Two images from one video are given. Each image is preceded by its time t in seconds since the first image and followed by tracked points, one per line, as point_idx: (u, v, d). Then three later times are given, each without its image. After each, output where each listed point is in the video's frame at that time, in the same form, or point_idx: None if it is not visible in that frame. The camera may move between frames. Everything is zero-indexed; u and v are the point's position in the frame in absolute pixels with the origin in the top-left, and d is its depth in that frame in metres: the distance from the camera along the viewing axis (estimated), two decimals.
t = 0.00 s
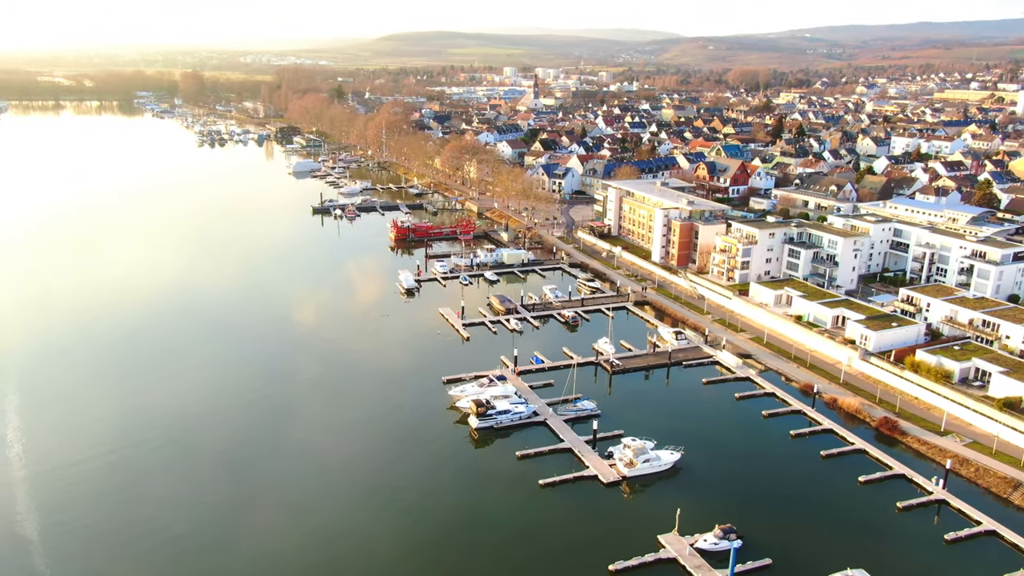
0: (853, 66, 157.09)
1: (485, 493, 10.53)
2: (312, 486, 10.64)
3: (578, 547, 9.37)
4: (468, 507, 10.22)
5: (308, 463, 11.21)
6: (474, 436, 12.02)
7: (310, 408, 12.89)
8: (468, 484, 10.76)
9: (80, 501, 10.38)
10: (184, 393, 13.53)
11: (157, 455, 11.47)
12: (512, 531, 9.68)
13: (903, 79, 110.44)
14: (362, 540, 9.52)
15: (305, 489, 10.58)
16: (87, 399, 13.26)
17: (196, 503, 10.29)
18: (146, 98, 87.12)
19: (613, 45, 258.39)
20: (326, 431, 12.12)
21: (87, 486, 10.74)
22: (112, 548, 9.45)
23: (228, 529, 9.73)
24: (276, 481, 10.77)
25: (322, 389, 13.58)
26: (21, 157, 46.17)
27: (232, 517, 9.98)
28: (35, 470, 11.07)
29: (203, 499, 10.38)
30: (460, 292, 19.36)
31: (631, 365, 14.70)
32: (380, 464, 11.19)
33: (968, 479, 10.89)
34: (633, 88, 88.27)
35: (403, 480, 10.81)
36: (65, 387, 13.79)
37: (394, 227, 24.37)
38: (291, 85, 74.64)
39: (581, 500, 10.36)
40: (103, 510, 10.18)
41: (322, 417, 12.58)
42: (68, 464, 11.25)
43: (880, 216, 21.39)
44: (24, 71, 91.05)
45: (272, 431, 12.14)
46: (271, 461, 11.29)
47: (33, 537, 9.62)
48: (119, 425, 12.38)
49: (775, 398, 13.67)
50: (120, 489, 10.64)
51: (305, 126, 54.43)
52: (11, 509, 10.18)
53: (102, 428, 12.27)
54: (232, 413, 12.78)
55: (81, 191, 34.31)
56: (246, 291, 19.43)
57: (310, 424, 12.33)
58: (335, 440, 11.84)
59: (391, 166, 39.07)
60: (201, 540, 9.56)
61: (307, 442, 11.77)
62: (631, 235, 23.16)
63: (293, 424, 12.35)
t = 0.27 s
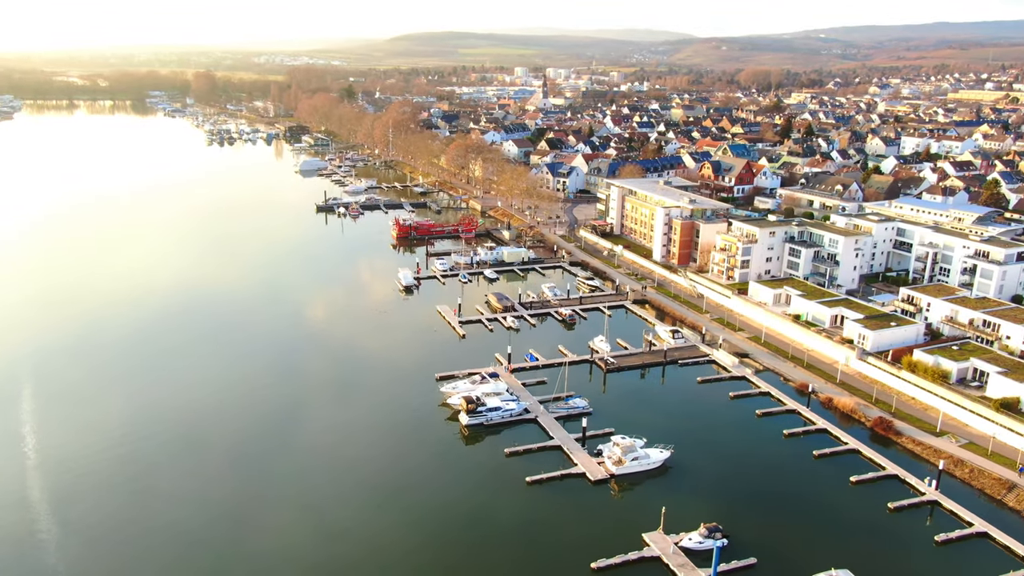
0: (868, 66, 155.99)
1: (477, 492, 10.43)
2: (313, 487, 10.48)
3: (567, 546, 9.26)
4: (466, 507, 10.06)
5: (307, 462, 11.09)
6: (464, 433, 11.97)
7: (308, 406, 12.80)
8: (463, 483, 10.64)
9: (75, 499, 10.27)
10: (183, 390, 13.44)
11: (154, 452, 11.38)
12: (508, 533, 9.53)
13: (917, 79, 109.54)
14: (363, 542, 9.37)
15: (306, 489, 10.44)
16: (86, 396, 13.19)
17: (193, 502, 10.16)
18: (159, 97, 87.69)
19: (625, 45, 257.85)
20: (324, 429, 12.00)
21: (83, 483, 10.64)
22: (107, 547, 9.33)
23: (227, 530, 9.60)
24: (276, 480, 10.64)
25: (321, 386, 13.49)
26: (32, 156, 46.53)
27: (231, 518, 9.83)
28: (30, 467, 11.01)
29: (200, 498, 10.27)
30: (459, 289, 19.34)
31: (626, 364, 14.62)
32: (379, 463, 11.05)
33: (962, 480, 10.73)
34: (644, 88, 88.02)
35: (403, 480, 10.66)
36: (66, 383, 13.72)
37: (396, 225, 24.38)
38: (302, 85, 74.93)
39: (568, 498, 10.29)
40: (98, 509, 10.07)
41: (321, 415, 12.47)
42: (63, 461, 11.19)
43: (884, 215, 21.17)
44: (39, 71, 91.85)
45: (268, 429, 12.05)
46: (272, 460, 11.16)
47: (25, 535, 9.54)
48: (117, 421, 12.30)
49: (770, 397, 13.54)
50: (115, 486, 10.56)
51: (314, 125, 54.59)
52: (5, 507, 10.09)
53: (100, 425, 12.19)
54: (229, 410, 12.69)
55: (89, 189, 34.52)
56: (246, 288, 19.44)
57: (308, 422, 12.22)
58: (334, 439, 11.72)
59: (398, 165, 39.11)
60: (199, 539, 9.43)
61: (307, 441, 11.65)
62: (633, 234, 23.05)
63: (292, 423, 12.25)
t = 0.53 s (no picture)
0: (883, 66, 154.82)
1: (471, 492, 10.33)
2: (316, 489, 10.33)
3: (558, 546, 9.15)
4: (464, 509, 9.92)
5: (310, 463, 10.95)
6: (455, 429, 11.93)
7: (310, 405, 12.67)
8: (456, 484, 10.51)
9: (77, 499, 10.14)
10: (187, 388, 13.35)
11: (157, 451, 11.26)
12: (502, 535, 9.38)
13: (931, 80, 108.58)
14: (365, 545, 9.20)
15: (308, 490, 10.29)
16: (93, 393, 13.10)
17: (195, 503, 10.02)
18: (172, 97, 88.23)
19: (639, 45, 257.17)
20: (324, 429, 11.88)
21: (86, 482, 10.53)
22: (104, 547, 9.18)
23: (230, 532, 9.44)
24: (278, 482, 10.49)
25: (323, 386, 13.38)
26: (43, 154, 46.92)
27: (232, 520, 9.68)
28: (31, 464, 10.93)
29: (201, 499, 10.13)
30: (458, 287, 19.30)
31: (621, 362, 14.53)
32: (382, 465, 10.89)
33: (957, 481, 10.57)
34: (655, 88, 87.72)
35: (406, 482, 10.50)
36: (69, 381, 13.64)
37: (399, 223, 24.37)
38: (312, 84, 75.19)
39: (555, 496, 10.22)
40: (99, 508, 9.94)
41: (325, 414, 12.35)
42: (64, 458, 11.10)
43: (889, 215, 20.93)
44: (55, 71, 92.67)
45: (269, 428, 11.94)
46: (275, 460, 11.01)
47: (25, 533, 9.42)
48: (119, 420, 12.19)
49: (765, 396, 13.41)
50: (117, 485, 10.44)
51: (323, 124, 54.73)
52: (4, 505, 9.96)
53: (104, 423, 12.08)
54: (231, 409, 12.59)
55: (98, 188, 34.76)
56: (248, 286, 19.48)
57: (311, 422, 12.09)
58: (337, 439, 11.58)
59: (404, 164, 39.13)
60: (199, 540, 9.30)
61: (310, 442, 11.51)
62: (636, 233, 22.92)
63: (294, 422, 12.12)
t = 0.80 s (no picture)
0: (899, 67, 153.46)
1: (458, 488, 10.26)
2: (310, 487, 10.24)
3: (548, 544, 9.05)
4: (453, 506, 9.83)
5: (305, 460, 10.87)
6: (445, 426, 11.89)
7: (307, 402, 12.61)
8: (445, 481, 10.44)
9: (73, 496, 10.08)
10: (187, 385, 13.31)
11: (152, 448, 11.21)
12: (491, 533, 9.28)
13: (947, 81, 107.60)
14: (356, 544, 9.10)
15: (304, 488, 10.19)
16: (93, 390, 13.08)
17: (192, 501, 9.93)
18: (185, 96, 88.85)
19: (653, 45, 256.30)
20: (320, 426, 11.81)
21: (83, 478, 10.48)
22: (101, 545, 9.12)
23: (222, 530, 9.36)
24: (273, 479, 10.43)
25: (321, 383, 13.33)
26: (56, 153, 47.31)
27: (224, 518, 9.59)
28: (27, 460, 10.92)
29: (196, 496, 10.06)
30: (458, 285, 19.27)
31: (617, 359, 14.44)
32: (377, 463, 10.78)
33: (951, 482, 10.41)
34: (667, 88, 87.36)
35: (402, 481, 10.39)
36: (71, 378, 13.63)
37: (401, 221, 24.38)
38: (324, 84, 75.45)
39: (542, 493, 10.15)
40: (94, 506, 9.88)
41: (322, 412, 12.28)
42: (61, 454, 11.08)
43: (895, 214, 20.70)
44: (69, 71, 93.44)
45: (266, 425, 11.88)
46: (272, 458, 10.92)
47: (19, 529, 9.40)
48: (117, 416, 12.15)
49: (760, 395, 13.28)
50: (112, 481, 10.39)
51: (333, 123, 54.91)
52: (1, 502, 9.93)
53: (103, 420, 12.03)
54: (229, 406, 12.55)
55: (107, 186, 34.99)
56: (250, 283, 19.51)
57: (310, 420, 12.00)
58: (333, 436, 11.51)
59: (412, 162, 39.19)
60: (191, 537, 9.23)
61: (306, 439, 11.43)
62: (638, 232, 22.79)
63: (292, 419, 12.06)
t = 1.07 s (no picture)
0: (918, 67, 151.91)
1: (447, 486, 10.19)
2: (303, 486, 10.18)
3: (539, 544, 8.94)
4: (442, 504, 9.75)
5: (299, 459, 10.81)
6: (437, 422, 11.84)
7: (305, 401, 12.57)
8: (436, 478, 10.37)
9: (71, 496, 10.03)
10: (187, 384, 13.29)
11: (150, 447, 11.19)
12: (479, 532, 9.18)
13: (965, 82, 106.45)
14: (345, 543, 9.01)
15: (303, 490, 10.07)
16: (95, 389, 13.09)
17: (192, 504, 9.80)
18: (200, 96, 89.47)
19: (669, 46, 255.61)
20: (316, 425, 11.76)
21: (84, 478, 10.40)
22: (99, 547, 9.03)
23: (214, 529, 9.31)
24: (266, 478, 10.36)
25: (320, 382, 13.26)
26: (69, 152, 47.74)
27: (216, 517, 9.54)
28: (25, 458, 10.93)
29: (190, 495, 10.01)
30: (458, 282, 19.22)
31: (613, 357, 14.33)
32: (372, 463, 10.69)
33: (947, 483, 10.22)
34: (681, 88, 86.97)
35: (400, 482, 10.26)
36: (76, 378, 13.58)
37: (405, 219, 24.37)
38: (336, 83, 75.69)
39: (530, 490, 10.07)
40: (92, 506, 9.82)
41: (319, 411, 12.22)
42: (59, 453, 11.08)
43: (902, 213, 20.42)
44: (86, 71, 94.30)
45: (263, 424, 11.84)
46: (273, 459, 10.80)
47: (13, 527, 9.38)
48: (116, 416, 12.15)
49: (757, 394, 13.13)
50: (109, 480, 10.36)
51: (344, 122, 55.09)
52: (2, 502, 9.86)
53: (105, 420, 11.99)
54: (228, 405, 12.52)
55: (118, 185, 35.23)
56: (253, 281, 19.54)
57: (312, 421, 11.88)
58: (328, 435, 11.43)
59: (420, 160, 39.22)
60: (182, 536, 9.18)
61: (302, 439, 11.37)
62: (642, 230, 22.66)
63: (289, 418, 12.01)
